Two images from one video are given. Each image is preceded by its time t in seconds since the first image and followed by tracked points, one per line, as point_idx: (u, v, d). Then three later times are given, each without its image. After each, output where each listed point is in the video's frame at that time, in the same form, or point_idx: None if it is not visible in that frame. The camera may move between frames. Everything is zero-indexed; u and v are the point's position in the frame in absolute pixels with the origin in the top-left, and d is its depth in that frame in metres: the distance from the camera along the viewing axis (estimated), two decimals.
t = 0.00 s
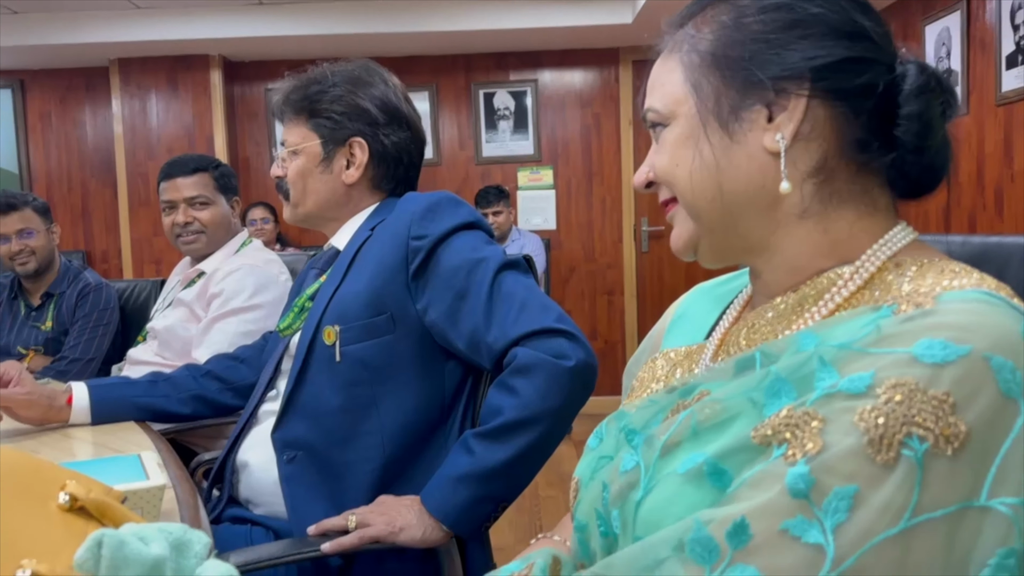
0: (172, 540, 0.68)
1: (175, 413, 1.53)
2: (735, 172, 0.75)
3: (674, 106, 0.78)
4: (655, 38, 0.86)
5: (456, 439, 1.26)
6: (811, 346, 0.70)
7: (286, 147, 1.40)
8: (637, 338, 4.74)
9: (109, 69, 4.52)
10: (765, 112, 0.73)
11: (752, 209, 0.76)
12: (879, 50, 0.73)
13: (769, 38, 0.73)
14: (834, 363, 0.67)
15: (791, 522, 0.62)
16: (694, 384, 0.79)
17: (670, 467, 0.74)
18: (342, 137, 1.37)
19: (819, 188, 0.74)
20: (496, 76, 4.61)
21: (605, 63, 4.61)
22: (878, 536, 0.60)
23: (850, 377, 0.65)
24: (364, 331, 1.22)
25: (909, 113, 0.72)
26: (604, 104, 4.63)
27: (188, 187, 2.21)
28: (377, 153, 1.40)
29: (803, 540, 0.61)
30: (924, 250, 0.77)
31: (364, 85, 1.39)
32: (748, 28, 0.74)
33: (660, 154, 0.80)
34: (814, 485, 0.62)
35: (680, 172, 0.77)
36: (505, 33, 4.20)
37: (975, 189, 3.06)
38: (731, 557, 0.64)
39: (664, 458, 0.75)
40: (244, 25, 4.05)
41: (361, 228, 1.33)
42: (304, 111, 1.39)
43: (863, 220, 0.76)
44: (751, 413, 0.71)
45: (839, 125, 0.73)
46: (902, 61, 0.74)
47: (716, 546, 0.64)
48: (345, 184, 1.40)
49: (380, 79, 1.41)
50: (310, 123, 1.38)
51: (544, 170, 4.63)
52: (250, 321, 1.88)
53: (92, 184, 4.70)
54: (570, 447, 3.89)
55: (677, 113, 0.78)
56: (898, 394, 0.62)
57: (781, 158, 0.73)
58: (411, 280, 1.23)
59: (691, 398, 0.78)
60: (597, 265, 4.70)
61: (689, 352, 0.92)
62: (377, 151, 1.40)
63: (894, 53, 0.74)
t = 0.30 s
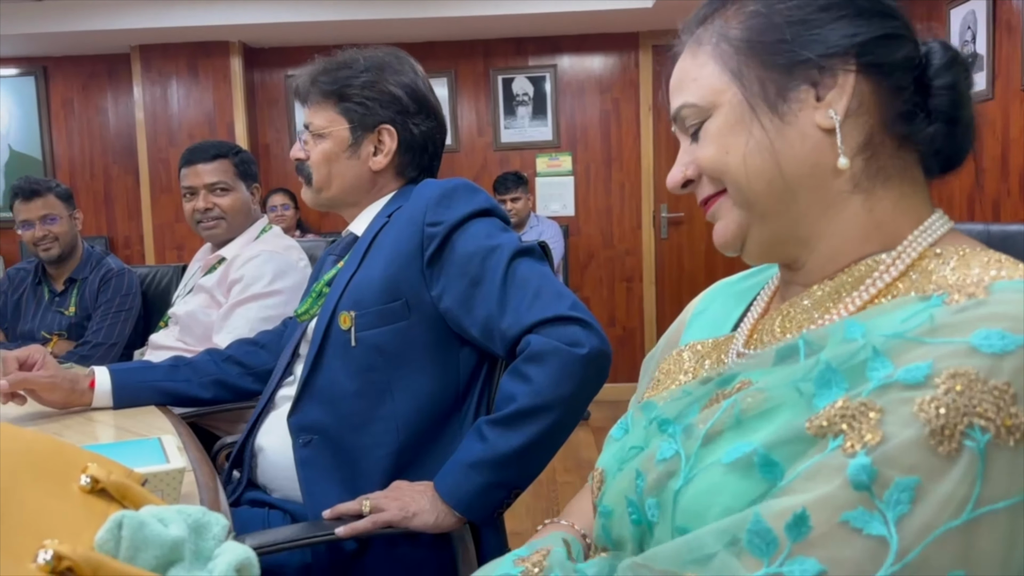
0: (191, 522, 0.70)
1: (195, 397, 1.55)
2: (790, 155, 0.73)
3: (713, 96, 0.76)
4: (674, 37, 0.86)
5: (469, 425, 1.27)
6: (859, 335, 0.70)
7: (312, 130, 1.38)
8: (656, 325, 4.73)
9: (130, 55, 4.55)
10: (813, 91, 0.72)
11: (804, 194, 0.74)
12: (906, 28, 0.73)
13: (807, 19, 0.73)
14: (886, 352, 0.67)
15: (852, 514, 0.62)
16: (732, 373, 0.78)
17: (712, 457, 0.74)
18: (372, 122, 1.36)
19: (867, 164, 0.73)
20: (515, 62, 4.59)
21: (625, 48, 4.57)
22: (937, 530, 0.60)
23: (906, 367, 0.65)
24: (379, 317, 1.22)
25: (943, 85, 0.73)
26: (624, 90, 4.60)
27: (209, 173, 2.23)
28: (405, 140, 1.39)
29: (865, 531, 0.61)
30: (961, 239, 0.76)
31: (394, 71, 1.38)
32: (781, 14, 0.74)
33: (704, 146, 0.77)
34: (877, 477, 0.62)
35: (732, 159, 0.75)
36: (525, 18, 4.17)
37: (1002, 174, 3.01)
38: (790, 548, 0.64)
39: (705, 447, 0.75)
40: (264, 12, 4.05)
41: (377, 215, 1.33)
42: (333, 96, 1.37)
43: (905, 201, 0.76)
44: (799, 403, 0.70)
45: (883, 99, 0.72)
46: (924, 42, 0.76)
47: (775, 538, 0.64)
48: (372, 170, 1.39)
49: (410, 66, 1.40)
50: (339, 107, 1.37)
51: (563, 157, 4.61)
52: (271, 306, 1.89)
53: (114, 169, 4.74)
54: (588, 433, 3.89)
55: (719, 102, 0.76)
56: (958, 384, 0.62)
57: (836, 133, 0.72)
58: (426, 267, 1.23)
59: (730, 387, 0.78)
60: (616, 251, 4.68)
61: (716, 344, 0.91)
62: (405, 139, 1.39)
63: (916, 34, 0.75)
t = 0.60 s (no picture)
0: (201, 526, 0.70)
1: (207, 396, 1.55)
2: (781, 168, 0.72)
3: (693, 121, 0.74)
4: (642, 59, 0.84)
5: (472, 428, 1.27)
6: (842, 346, 0.70)
7: (333, 129, 1.36)
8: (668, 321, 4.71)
9: (144, 54, 4.57)
10: (793, 105, 0.71)
11: (795, 206, 0.73)
12: (871, 32, 0.73)
13: (776, 35, 0.72)
14: (868, 364, 0.67)
15: (835, 526, 0.62)
16: (720, 384, 0.79)
17: (699, 469, 0.74)
18: (395, 126, 1.34)
19: (850, 171, 0.73)
20: (527, 59, 4.58)
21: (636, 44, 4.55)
22: (920, 540, 0.60)
23: (887, 379, 0.65)
24: (383, 318, 1.22)
25: (911, 86, 0.73)
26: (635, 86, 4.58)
27: (221, 172, 2.24)
28: (425, 144, 1.38)
29: (849, 543, 0.61)
30: (944, 244, 0.76)
31: (418, 73, 1.35)
32: (748, 33, 0.73)
33: (690, 173, 0.75)
34: (859, 488, 0.61)
35: (722, 183, 0.73)
36: (535, 15, 4.16)
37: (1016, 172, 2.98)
38: (776, 560, 0.63)
39: (693, 458, 0.75)
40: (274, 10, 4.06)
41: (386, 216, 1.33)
42: (355, 95, 1.34)
43: (885, 210, 0.76)
44: (784, 413, 0.71)
45: (858, 106, 0.72)
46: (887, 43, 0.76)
47: (761, 551, 0.64)
48: (392, 173, 1.38)
49: (433, 68, 1.38)
50: (362, 107, 1.34)
51: (574, 154, 4.60)
52: (282, 306, 1.90)
53: (128, 167, 4.78)
54: (599, 430, 3.89)
55: (701, 125, 0.74)
56: (937, 395, 0.61)
57: (820, 145, 0.71)
58: (430, 269, 1.23)
59: (718, 398, 0.78)
60: (627, 248, 4.67)
61: (708, 350, 0.91)
62: (425, 143, 1.38)
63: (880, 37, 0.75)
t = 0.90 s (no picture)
0: (213, 525, 0.71)
1: (220, 395, 1.56)
2: (795, 175, 0.72)
3: (702, 132, 0.74)
4: (641, 67, 0.84)
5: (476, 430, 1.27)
6: (858, 347, 0.70)
7: (343, 129, 1.36)
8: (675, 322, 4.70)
9: (153, 55, 4.60)
10: (804, 112, 0.71)
11: (810, 210, 0.73)
12: (873, 35, 0.74)
13: (784, 42, 0.72)
14: (885, 364, 0.67)
15: (855, 525, 0.62)
16: (733, 385, 0.79)
17: (716, 469, 0.74)
18: (406, 128, 1.35)
19: (862, 175, 0.73)
20: (535, 59, 4.58)
21: (644, 44, 4.54)
22: (940, 539, 0.60)
23: (904, 378, 0.65)
24: (385, 321, 1.23)
25: (915, 87, 0.73)
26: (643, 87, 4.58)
27: (231, 174, 2.25)
28: (436, 145, 1.39)
29: (869, 542, 0.61)
30: (955, 246, 0.76)
31: (430, 74, 1.36)
32: (754, 42, 0.73)
33: (702, 186, 0.74)
34: (878, 488, 0.61)
35: (738, 194, 0.73)
36: (544, 16, 4.16)
37: None
38: (795, 560, 0.64)
39: (709, 459, 0.75)
40: (284, 12, 4.08)
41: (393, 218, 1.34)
42: (367, 96, 1.34)
43: (896, 214, 0.76)
44: (799, 413, 0.71)
45: (867, 110, 0.72)
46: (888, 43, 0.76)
47: (780, 550, 0.64)
48: (401, 174, 1.38)
49: (445, 70, 1.38)
50: (373, 108, 1.34)
51: (581, 154, 4.60)
52: (291, 307, 1.91)
53: (138, 167, 4.80)
54: (607, 432, 3.88)
55: (713, 135, 0.73)
56: (955, 395, 0.61)
57: (833, 151, 0.71)
58: (431, 272, 1.23)
59: (732, 399, 0.78)
60: (635, 249, 4.66)
61: (717, 352, 0.91)
62: (435, 144, 1.38)
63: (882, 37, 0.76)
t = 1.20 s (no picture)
0: (219, 530, 0.71)
1: (232, 396, 1.56)
2: (807, 182, 0.71)
3: (712, 134, 0.73)
4: (650, 67, 0.83)
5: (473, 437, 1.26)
6: (871, 354, 0.69)
7: (353, 130, 1.36)
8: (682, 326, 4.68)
9: (160, 59, 4.61)
10: (815, 117, 0.71)
11: (821, 218, 0.73)
12: (883, 38, 0.73)
13: (797, 46, 0.72)
14: (899, 371, 0.67)
15: (871, 535, 0.61)
16: (743, 393, 0.79)
17: (728, 477, 0.73)
18: (416, 130, 1.35)
19: (873, 181, 0.73)
20: (541, 63, 4.58)
21: (650, 48, 4.54)
22: (957, 549, 0.59)
23: (919, 387, 0.64)
24: (382, 325, 1.23)
25: (925, 93, 0.73)
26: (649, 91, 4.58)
27: (237, 177, 2.25)
28: (445, 149, 1.39)
29: (885, 552, 0.61)
30: (966, 252, 0.75)
31: (441, 77, 1.36)
32: (767, 45, 0.73)
33: (712, 190, 0.73)
34: (895, 497, 0.61)
35: (749, 200, 0.72)
36: (550, 20, 4.16)
37: None
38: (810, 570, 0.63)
39: (720, 467, 0.75)
40: (290, 16, 4.09)
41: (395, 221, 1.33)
42: (378, 98, 1.34)
43: (907, 218, 0.75)
44: (812, 421, 0.70)
45: (878, 116, 0.72)
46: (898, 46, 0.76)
47: (796, 560, 0.64)
48: (410, 176, 1.38)
49: (456, 73, 1.38)
50: (383, 110, 1.34)
51: (587, 158, 4.60)
52: (297, 310, 1.91)
53: (144, 171, 4.82)
54: (613, 436, 3.87)
55: (723, 138, 0.73)
56: (972, 403, 0.61)
57: (844, 156, 0.71)
58: (428, 277, 1.23)
59: (743, 406, 0.78)
60: (641, 253, 4.65)
61: (724, 359, 0.90)
62: (445, 148, 1.38)
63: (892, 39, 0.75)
